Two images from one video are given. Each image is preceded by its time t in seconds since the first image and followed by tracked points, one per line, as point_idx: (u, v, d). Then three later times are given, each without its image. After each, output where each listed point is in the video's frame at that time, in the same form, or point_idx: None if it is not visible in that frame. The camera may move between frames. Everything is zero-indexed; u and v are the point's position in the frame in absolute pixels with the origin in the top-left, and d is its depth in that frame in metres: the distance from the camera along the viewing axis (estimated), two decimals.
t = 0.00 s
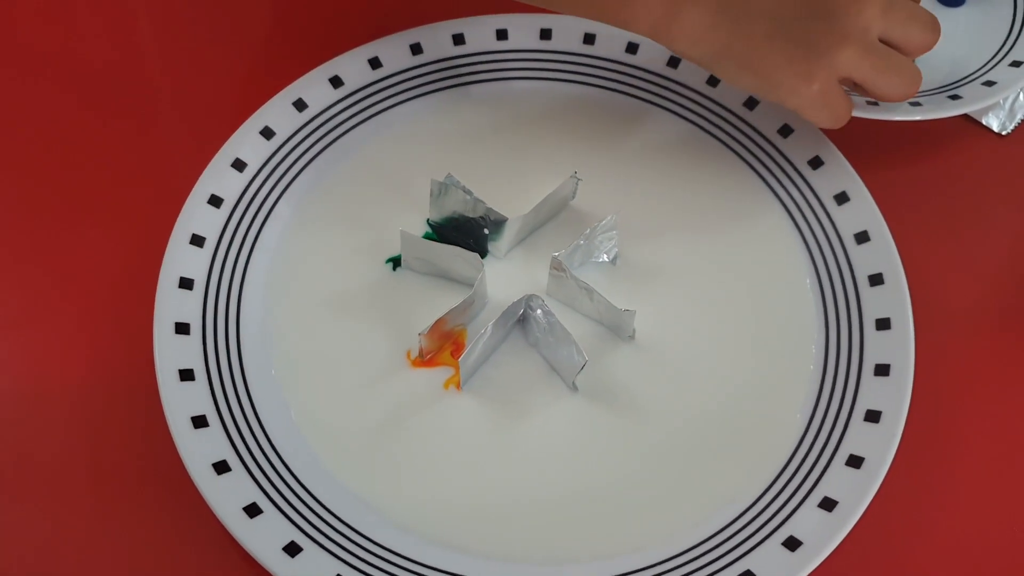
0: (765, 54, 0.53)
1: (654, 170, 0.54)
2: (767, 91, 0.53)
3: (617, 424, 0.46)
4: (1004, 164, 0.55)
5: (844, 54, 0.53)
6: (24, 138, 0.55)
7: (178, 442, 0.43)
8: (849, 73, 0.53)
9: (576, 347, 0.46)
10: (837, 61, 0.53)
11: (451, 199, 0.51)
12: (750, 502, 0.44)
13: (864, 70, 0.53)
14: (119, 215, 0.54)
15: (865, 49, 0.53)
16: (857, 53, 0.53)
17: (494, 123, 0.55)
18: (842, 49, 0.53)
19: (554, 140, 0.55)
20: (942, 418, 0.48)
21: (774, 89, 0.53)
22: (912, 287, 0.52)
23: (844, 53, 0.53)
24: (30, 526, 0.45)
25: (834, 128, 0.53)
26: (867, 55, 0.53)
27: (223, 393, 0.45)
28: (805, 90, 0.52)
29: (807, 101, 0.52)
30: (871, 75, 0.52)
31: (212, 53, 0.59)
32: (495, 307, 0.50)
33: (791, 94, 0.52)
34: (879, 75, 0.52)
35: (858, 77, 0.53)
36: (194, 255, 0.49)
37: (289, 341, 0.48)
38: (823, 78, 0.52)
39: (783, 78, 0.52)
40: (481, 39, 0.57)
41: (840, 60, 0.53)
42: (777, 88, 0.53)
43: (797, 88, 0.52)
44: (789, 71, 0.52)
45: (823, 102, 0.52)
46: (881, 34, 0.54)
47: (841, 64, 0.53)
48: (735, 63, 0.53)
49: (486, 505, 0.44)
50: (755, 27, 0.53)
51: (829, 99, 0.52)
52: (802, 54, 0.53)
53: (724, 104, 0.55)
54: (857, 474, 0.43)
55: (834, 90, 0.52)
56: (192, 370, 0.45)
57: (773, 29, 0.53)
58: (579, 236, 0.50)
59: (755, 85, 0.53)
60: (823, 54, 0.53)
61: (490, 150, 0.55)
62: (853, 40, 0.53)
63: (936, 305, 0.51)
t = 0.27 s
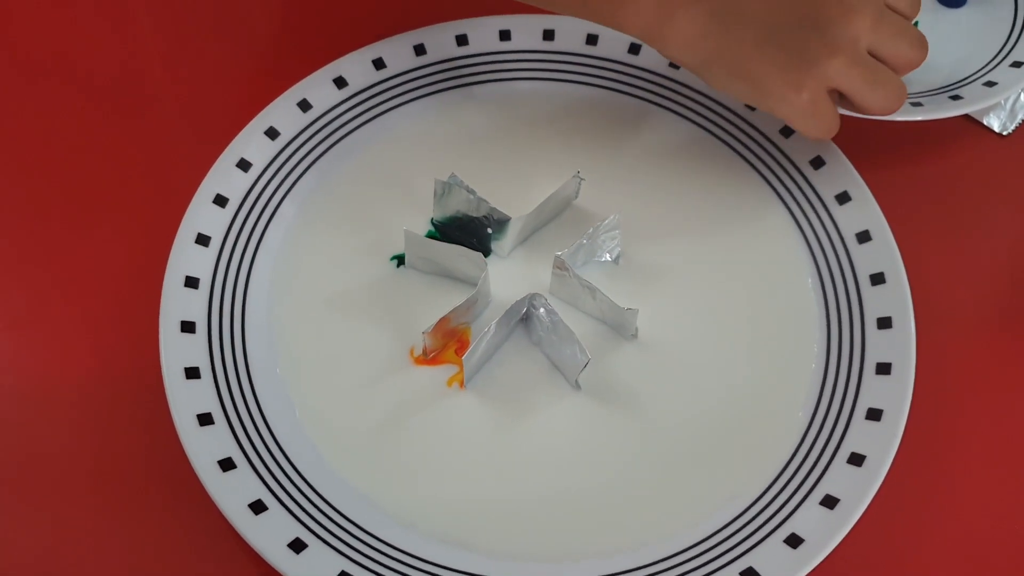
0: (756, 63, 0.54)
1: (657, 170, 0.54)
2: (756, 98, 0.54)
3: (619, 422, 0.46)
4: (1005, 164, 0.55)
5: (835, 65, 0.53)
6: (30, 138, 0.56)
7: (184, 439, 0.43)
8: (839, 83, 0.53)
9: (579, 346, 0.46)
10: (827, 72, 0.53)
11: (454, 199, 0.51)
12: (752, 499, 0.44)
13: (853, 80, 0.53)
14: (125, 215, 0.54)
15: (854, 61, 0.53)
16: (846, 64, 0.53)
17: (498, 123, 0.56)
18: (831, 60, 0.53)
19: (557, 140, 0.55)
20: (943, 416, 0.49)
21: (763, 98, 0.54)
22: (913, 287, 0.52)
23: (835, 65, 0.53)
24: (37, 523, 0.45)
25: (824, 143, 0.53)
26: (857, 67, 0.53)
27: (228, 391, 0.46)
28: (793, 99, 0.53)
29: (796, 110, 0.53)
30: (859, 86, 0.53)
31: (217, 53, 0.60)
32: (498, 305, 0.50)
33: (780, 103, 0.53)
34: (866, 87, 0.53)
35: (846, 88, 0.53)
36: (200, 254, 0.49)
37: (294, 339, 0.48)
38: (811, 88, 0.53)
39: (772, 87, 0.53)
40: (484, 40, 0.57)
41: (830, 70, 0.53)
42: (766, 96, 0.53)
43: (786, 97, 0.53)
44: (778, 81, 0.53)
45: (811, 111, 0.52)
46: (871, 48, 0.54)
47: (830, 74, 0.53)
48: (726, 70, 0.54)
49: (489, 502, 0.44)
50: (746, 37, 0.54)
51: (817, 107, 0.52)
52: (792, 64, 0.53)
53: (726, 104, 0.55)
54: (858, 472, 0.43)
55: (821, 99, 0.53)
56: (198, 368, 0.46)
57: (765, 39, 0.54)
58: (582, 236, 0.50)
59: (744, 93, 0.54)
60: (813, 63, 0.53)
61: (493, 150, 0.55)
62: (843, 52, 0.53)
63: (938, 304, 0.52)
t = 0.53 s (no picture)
0: (757, 47, 0.53)
1: (657, 167, 0.54)
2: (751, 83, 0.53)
3: (620, 418, 0.46)
4: (1004, 161, 0.55)
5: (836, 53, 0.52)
6: (32, 137, 0.56)
7: (186, 435, 0.43)
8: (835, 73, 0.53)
9: (579, 342, 0.46)
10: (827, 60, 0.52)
11: (454, 196, 0.51)
12: (751, 495, 0.44)
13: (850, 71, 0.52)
14: (126, 212, 0.54)
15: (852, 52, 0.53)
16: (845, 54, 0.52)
17: (498, 121, 0.56)
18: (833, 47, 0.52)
19: (558, 138, 0.56)
20: (943, 413, 0.49)
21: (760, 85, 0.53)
22: (913, 284, 0.52)
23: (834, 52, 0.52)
24: (41, 518, 0.46)
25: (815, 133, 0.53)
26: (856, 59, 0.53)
27: (230, 387, 0.46)
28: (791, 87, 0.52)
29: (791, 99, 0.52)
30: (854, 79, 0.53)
31: (218, 52, 0.60)
32: (498, 302, 0.50)
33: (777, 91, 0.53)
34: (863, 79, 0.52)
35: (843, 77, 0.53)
36: (201, 250, 0.49)
37: (295, 335, 0.49)
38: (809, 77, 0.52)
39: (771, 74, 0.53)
40: (485, 38, 0.57)
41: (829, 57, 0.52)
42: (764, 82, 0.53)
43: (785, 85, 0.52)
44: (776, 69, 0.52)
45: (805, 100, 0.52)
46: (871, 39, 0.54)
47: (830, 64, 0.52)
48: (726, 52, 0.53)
49: (489, 498, 0.44)
50: (750, 19, 0.53)
51: (812, 98, 0.52)
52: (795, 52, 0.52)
53: (725, 101, 0.55)
54: (858, 467, 0.43)
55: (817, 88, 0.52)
56: (199, 364, 0.46)
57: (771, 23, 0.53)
58: (582, 232, 0.51)
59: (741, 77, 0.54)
60: (814, 51, 0.52)
61: (493, 147, 0.55)
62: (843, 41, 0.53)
63: (938, 301, 0.52)
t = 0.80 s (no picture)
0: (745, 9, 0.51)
1: (652, 166, 0.54)
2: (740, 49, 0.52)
3: (615, 417, 0.46)
4: (1001, 160, 0.55)
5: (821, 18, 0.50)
6: (29, 136, 0.56)
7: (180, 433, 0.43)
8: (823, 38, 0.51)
9: (574, 340, 0.46)
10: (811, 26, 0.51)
11: (450, 194, 0.51)
12: (746, 493, 0.44)
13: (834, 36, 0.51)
14: (123, 211, 0.54)
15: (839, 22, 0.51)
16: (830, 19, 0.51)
17: (494, 120, 0.56)
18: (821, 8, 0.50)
19: (554, 137, 0.56)
20: (938, 412, 0.49)
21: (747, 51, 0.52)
22: (909, 284, 0.52)
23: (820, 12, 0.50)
24: (37, 517, 0.46)
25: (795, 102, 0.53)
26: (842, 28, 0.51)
27: (225, 385, 0.46)
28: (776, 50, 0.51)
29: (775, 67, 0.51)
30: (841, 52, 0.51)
31: (215, 50, 0.60)
32: (493, 301, 0.50)
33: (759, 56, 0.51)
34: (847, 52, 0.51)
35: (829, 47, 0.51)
36: (197, 249, 0.49)
37: (291, 334, 0.49)
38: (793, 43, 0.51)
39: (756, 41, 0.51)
40: (481, 36, 0.57)
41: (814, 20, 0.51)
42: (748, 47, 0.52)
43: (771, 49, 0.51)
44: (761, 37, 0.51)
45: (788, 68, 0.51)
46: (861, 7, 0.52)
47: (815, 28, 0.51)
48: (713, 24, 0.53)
49: (484, 496, 0.44)
50: None
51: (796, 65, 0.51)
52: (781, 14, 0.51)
53: (722, 100, 0.55)
54: (852, 466, 0.43)
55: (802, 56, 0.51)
56: (194, 363, 0.46)
57: None
58: (577, 231, 0.51)
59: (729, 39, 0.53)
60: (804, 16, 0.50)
61: (489, 146, 0.55)
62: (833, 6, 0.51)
63: (934, 300, 0.52)
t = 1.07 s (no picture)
0: None
1: (654, 168, 0.54)
2: None
3: (616, 419, 0.46)
4: (1003, 162, 0.55)
5: None
6: (31, 137, 0.56)
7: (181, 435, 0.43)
8: None
9: (576, 342, 0.46)
10: None
11: (452, 196, 0.51)
12: (748, 496, 0.44)
13: None
14: (124, 212, 0.54)
15: None
16: None
17: (495, 122, 0.56)
18: None
19: (555, 138, 0.55)
20: (941, 413, 0.49)
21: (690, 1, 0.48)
22: (910, 285, 0.52)
23: None
24: (38, 518, 0.46)
25: (744, 55, 0.50)
26: None
27: (226, 387, 0.46)
28: None
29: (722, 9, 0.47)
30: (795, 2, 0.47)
31: (216, 51, 0.60)
32: (495, 303, 0.50)
33: None
34: None
35: None
36: (198, 251, 0.49)
37: (292, 335, 0.48)
38: None
39: None
40: (483, 38, 0.57)
41: None
42: None
43: None
44: None
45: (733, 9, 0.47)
46: None
47: None
48: None
49: (486, 499, 0.44)
50: None
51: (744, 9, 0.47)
52: None
53: (723, 101, 0.55)
54: (855, 468, 0.43)
55: None
56: (195, 365, 0.46)
57: None
58: (579, 233, 0.51)
59: None
60: None
61: (490, 148, 0.55)
62: None
63: (936, 301, 0.51)
